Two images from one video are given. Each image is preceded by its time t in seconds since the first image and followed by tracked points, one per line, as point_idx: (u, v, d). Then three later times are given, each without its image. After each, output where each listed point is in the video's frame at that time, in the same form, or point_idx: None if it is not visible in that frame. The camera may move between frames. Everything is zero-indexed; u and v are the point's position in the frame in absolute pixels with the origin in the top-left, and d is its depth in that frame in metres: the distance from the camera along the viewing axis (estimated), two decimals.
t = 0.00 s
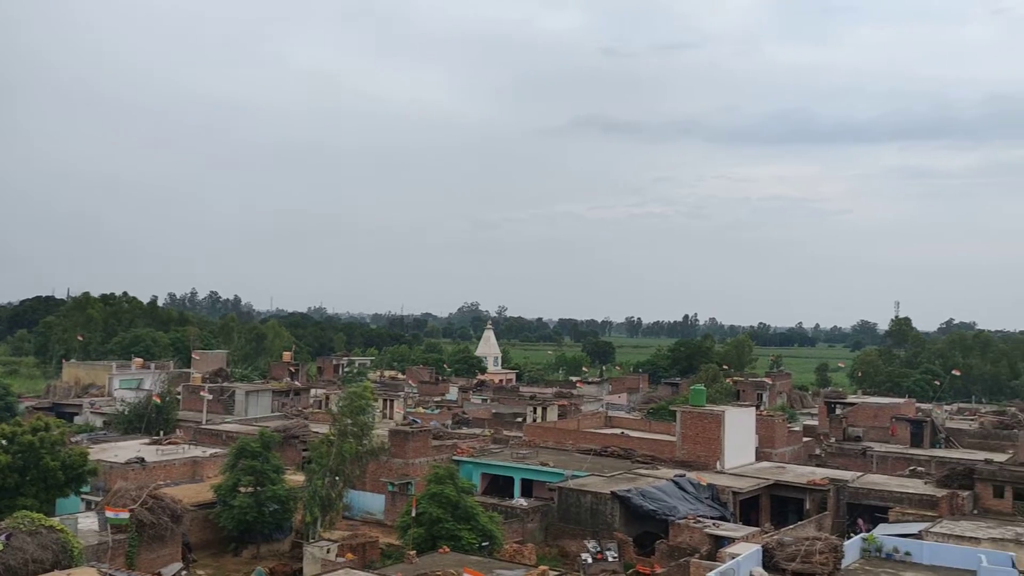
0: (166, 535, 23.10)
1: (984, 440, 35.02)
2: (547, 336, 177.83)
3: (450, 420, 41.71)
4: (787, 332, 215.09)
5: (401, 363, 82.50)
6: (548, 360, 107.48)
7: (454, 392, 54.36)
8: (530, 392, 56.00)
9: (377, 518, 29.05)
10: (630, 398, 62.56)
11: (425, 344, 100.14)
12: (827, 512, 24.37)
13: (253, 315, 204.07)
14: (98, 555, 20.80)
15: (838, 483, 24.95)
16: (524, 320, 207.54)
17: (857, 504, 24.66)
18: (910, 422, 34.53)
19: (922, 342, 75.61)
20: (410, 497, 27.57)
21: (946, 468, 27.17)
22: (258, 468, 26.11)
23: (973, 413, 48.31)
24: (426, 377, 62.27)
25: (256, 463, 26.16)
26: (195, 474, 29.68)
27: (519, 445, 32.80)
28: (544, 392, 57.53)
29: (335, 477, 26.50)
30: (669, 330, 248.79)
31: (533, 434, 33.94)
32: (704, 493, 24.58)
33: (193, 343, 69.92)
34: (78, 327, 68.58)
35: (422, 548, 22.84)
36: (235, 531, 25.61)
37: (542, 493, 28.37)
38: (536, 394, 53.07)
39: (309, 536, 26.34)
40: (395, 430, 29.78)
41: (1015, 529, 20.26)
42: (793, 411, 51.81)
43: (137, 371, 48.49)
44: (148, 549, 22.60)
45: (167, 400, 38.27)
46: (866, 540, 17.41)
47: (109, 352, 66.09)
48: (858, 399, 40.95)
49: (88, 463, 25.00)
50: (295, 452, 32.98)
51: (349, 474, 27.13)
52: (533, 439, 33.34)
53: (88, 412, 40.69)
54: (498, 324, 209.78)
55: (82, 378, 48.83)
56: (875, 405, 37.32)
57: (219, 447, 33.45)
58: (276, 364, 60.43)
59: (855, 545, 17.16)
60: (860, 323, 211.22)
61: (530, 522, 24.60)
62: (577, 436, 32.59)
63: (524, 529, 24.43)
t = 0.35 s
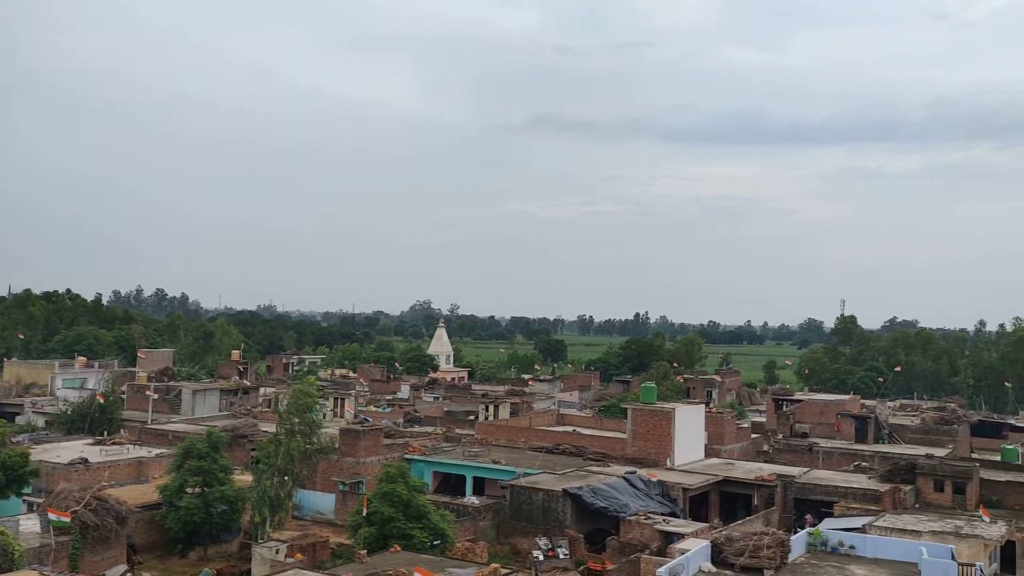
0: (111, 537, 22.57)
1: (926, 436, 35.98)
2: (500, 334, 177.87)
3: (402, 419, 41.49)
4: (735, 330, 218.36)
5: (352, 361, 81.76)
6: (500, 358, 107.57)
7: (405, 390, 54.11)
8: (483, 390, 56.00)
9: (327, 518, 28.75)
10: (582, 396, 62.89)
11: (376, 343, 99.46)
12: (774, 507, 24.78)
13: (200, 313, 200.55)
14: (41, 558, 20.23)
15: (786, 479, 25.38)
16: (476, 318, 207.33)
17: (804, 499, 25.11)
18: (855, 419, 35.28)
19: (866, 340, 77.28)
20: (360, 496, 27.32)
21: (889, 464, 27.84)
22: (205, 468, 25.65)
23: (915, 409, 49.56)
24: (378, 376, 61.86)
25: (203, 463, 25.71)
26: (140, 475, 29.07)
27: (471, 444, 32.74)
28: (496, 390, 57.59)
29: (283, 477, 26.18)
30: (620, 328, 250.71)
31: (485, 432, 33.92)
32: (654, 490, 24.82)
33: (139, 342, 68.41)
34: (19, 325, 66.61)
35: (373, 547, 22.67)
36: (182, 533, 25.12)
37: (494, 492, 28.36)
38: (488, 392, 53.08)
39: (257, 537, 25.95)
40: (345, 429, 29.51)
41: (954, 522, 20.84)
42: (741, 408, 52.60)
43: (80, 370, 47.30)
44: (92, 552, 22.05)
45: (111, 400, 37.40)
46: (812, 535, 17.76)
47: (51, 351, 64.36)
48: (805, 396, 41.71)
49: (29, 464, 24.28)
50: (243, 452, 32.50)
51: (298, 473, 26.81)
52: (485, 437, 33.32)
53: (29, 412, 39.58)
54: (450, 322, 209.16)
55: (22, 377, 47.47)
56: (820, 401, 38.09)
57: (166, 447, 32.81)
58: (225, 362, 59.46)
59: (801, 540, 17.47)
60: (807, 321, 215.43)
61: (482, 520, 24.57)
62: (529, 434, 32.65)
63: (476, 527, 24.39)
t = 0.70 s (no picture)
0: (62, 536, 22.06)
1: (877, 430, 36.69)
2: (458, 330, 177.62)
3: (359, 415, 41.18)
4: (692, 326, 220.61)
5: (309, 358, 81.02)
6: (459, 355, 107.40)
7: (363, 386, 53.74)
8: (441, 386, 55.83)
9: (283, 516, 28.44)
10: (540, 391, 63.05)
11: (334, 339, 98.73)
12: (729, 501, 25.06)
13: (153, 309, 197.01)
14: None
15: (741, 474, 25.69)
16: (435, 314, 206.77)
17: (758, 494, 25.41)
18: (809, 414, 35.87)
19: (819, 336, 78.54)
20: (317, 494, 27.04)
21: (841, 458, 28.31)
22: (159, 466, 25.18)
23: (866, 404, 50.52)
24: (335, 373, 61.33)
25: (156, 462, 25.25)
26: (92, 474, 28.47)
27: (429, 440, 32.60)
28: (455, 386, 57.45)
29: (238, 475, 25.84)
30: (578, 324, 251.80)
31: (444, 428, 33.79)
32: (612, 485, 24.92)
33: (90, 338, 66.94)
34: None
35: (330, 545, 22.48)
36: (135, 532, 24.65)
37: (452, 488, 28.28)
38: (447, 388, 52.93)
39: (212, 535, 25.56)
40: (302, 427, 29.17)
41: (905, 514, 21.25)
42: (698, 403, 53.14)
43: (29, 367, 46.17)
44: (42, 552, 21.54)
45: (62, 397, 36.57)
46: (767, 528, 18.02)
47: None
48: (760, 392, 42.28)
49: None
50: (197, 449, 31.99)
51: (253, 471, 26.48)
52: (443, 433, 33.21)
53: None
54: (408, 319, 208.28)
55: None
56: (775, 397, 38.63)
57: (118, 445, 32.18)
58: (179, 359, 58.48)
59: (756, 534, 17.68)
60: (761, 318, 218.50)
61: (440, 517, 24.49)
62: (488, 430, 32.63)
63: (434, 524, 24.30)
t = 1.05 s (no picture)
0: (4, 539, 21.44)
1: (825, 425, 37.40)
2: (411, 328, 176.82)
3: (312, 413, 40.73)
4: (645, 323, 222.50)
5: (261, 356, 79.92)
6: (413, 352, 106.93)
7: (316, 384, 53.20)
8: (395, 384, 55.49)
9: (234, 515, 28.00)
10: (494, 389, 63.09)
11: (286, 336, 97.58)
12: (681, 497, 25.35)
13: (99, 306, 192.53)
14: None
15: (692, 469, 25.98)
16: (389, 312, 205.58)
17: (710, 489, 25.72)
18: (759, 410, 36.40)
19: (770, 333, 79.74)
20: (269, 493, 26.68)
21: (790, 453, 28.80)
22: (105, 466, 24.60)
23: (815, 399, 51.52)
24: (287, 371, 60.57)
25: (102, 462, 24.69)
26: (36, 475, 27.74)
27: (382, 438, 32.38)
28: (409, 383, 57.17)
29: (186, 475, 25.41)
30: (533, 321, 252.33)
31: (397, 426, 33.59)
32: (565, 482, 25.01)
33: (33, 337, 65.17)
34: None
35: (282, 545, 22.24)
36: (81, 533, 24.07)
37: (406, 486, 28.12)
38: (400, 385, 52.68)
39: (160, 536, 25.07)
40: (252, 425, 28.74)
41: (852, 508, 21.70)
42: (651, 400, 53.60)
43: None
44: None
45: (4, 397, 35.67)
46: (718, 523, 18.22)
47: None
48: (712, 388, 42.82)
49: None
50: (144, 449, 31.34)
51: (202, 470, 26.05)
52: (397, 431, 33.01)
53: None
54: (362, 317, 206.76)
55: None
56: (726, 393, 39.17)
57: (63, 445, 31.39)
58: (126, 357, 57.24)
59: (706, 529, 17.88)
60: (713, 315, 221.22)
61: (394, 515, 24.33)
62: (442, 427, 32.53)
63: (387, 522, 24.11)
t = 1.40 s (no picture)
0: None
1: (771, 419, 38.05)
2: (361, 324, 175.45)
3: (260, 411, 40.19)
4: (595, 319, 223.89)
5: (207, 354, 78.54)
6: (363, 349, 106.16)
7: (264, 382, 52.55)
8: (345, 381, 55.07)
9: (179, 516, 27.47)
10: (444, 385, 62.92)
11: (233, 334, 96.04)
12: (631, 492, 25.58)
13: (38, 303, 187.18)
14: None
15: (642, 464, 26.22)
16: (338, 309, 203.66)
17: (659, 484, 25.97)
18: (707, 405, 36.89)
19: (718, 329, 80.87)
20: (216, 493, 26.21)
21: (737, 447, 29.26)
22: (47, 466, 23.97)
23: (761, 394, 52.42)
24: (234, 368, 59.68)
25: (43, 463, 24.05)
26: None
27: (332, 436, 32.07)
28: (359, 380, 56.75)
29: (129, 475, 24.88)
30: (483, 318, 252.23)
31: (347, 424, 33.30)
32: (516, 478, 25.04)
33: None
34: None
35: (229, 545, 21.91)
36: (21, 536, 23.38)
37: (356, 484, 27.87)
38: (351, 383, 52.27)
39: (102, 538, 24.44)
40: (199, 424, 28.22)
41: (797, 500, 22.11)
42: (601, 396, 53.97)
43: None
44: None
45: None
46: (667, 517, 18.40)
47: None
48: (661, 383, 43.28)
49: None
50: (86, 449, 30.57)
51: (145, 470, 25.53)
52: (347, 429, 32.72)
53: None
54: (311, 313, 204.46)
55: None
56: (675, 389, 39.58)
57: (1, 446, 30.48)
58: (67, 355, 55.80)
59: (656, 523, 18.04)
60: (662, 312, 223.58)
61: (344, 513, 24.10)
62: (392, 425, 32.33)
63: (337, 520, 23.87)
